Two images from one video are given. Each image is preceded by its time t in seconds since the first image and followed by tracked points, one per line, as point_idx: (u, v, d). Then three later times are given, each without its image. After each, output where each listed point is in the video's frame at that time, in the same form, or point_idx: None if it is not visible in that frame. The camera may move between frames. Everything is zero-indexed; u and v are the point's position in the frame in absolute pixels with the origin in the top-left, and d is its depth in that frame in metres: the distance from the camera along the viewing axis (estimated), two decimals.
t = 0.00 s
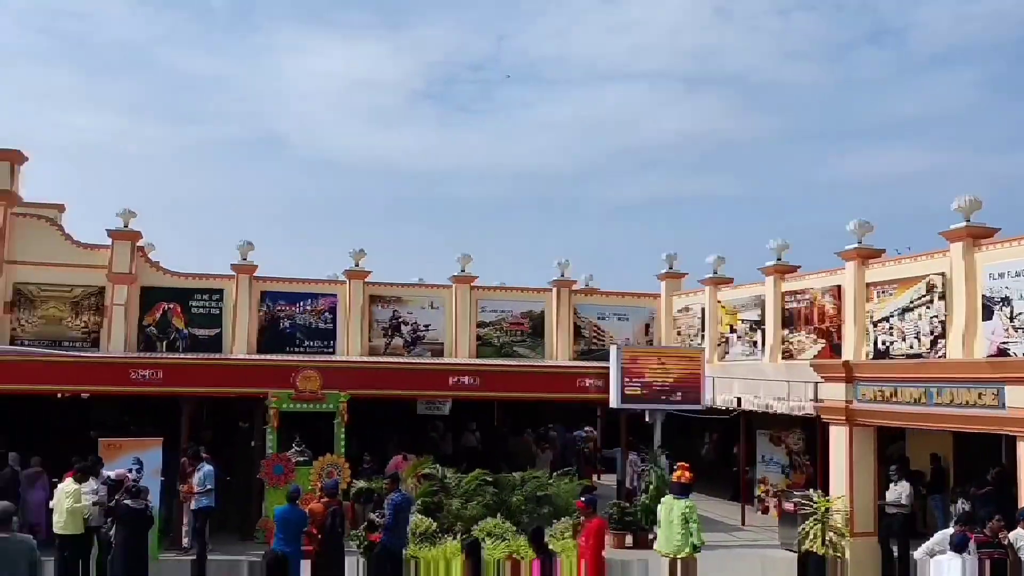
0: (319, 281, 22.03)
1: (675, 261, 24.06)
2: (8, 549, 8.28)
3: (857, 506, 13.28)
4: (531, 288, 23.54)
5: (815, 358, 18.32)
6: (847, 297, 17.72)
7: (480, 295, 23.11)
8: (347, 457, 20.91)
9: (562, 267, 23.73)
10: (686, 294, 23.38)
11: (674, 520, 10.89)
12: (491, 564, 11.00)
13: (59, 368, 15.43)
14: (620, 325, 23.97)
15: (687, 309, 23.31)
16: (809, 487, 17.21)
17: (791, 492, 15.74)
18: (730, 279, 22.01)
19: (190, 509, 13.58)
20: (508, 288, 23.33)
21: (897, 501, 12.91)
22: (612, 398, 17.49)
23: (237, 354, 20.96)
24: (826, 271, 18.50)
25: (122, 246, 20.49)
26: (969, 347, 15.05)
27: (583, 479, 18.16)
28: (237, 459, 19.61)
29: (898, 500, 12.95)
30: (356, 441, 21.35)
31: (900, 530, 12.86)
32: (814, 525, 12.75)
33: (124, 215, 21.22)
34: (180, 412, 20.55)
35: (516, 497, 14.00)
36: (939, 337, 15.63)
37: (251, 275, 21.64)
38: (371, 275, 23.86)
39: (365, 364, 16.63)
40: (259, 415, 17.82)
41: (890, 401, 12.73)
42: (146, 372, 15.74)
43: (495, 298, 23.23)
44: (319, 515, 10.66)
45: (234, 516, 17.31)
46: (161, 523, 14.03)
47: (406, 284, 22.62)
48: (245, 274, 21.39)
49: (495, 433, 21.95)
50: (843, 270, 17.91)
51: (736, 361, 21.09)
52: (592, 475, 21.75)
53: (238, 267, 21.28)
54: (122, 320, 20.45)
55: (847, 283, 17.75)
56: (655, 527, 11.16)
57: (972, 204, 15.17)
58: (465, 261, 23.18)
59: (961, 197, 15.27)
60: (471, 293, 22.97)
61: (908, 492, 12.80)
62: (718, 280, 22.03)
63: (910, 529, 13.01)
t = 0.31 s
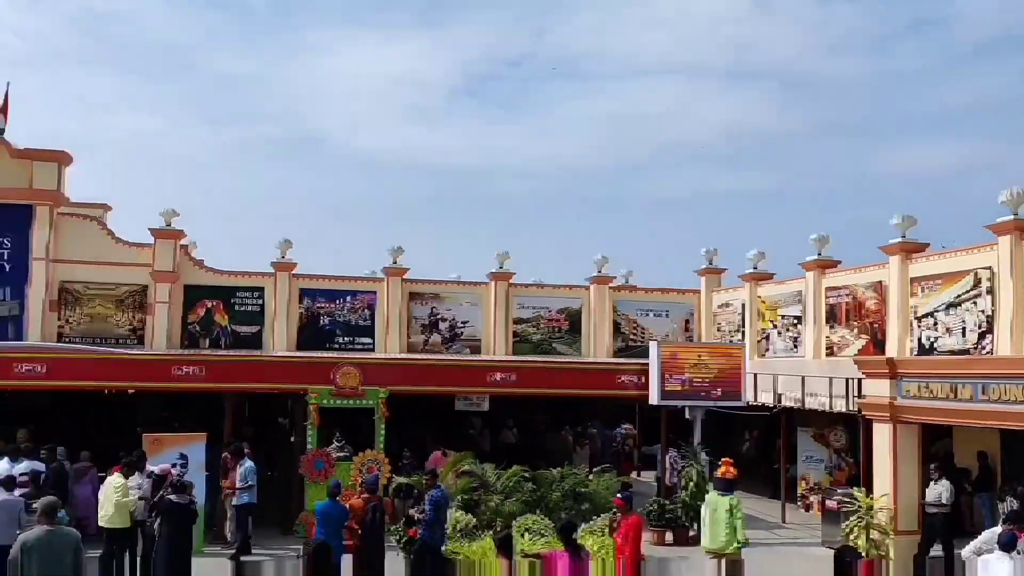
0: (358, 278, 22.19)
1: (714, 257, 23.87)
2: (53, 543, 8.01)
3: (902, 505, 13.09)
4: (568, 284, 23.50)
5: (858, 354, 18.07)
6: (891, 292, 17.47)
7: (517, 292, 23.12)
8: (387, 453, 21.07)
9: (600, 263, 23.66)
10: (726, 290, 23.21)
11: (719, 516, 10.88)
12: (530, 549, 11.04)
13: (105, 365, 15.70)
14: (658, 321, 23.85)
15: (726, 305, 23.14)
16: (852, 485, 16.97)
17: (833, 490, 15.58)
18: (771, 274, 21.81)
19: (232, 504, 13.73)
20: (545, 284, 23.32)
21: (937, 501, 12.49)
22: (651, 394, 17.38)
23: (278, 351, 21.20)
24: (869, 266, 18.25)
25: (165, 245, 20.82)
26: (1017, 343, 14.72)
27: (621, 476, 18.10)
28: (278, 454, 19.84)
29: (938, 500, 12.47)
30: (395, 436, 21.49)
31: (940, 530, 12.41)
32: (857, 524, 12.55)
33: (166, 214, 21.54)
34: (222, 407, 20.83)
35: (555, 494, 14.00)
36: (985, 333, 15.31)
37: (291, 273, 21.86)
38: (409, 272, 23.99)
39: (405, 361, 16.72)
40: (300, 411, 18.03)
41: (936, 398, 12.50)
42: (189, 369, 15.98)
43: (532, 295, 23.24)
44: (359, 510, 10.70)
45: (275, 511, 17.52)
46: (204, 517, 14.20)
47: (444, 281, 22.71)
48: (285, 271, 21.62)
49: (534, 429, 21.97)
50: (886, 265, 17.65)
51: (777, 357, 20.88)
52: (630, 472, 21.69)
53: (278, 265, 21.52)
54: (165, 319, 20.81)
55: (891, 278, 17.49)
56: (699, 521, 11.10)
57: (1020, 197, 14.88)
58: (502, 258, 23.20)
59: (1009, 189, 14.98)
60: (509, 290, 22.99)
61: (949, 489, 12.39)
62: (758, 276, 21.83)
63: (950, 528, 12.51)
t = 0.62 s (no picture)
0: (378, 276, 22.25)
1: (734, 254, 23.76)
2: (75, 539, 8.07)
3: (923, 503, 12.95)
4: (587, 282, 23.45)
5: (880, 351, 17.93)
6: (913, 289, 17.32)
7: (536, 289, 23.11)
8: (406, 450, 21.14)
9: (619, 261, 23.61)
10: (746, 287, 23.10)
11: (743, 512, 10.82)
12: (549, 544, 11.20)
13: (126, 362, 15.78)
14: (678, 318, 23.77)
15: (746, 302, 23.07)
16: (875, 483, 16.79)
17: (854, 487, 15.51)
18: (791, 271, 21.69)
19: (251, 501, 13.80)
20: (564, 282, 23.29)
21: (956, 500, 12.26)
22: (671, 392, 17.32)
23: (298, 348, 21.30)
24: (890, 263, 18.10)
25: (186, 243, 20.96)
26: None
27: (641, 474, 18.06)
28: (297, 451, 19.93)
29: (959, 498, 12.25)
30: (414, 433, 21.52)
31: (960, 529, 12.16)
32: (876, 522, 12.69)
33: (187, 213, 21.72)
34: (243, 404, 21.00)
35: (574, 492, 14.00)
36: (1009, 330, 15.08)
37: (310, 271, 21.96)
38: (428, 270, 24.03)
39: (424, 358, 16.76)
40: (320, 408, 18.11)
41: (960, 396, 12.36)
42: (210, 366, 16.05)
43: (551, 292, 23.22)
44: (379, 506, 10.70)
45: (295, 506, 17.63)
46: (225, 513, 14.30)
47: (463, 278, 22.74)
48: (305, 269, 21.72)
49: (553, 427, 21.96)
50: (908, 261, 17.50)
51: (798, 355, 20.75)
52: (649, 470, 21.63)
53: (298, 263, 21.62)
54: (187, 316, 20.94)
55: (913, 275, 17.33)
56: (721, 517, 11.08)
57: None
58: (521, 255, 23.19)
59: None
60: (527, 287, 22.98)
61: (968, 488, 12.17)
62: (778, 272, 21.72)
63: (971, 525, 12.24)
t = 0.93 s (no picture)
0: (405, 273, 22.33)
1: (763, 249, 23.59)
2: (107, 530, 8.18)
3: (955, 500, 12.85)
4: (614, 278, 23.37)
5: (911, 347, 17.68)
6: (945, 284, 17.06)
7: (563, 286, 23.07)
8: (434, 445, 21.23)
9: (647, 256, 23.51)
10: (776, 283, 22.93)
11: (776, 504, 10.76)
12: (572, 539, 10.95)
13: (157, 358, 15.96)
14: (706, 314, 23.64)
15: (776, 297, 23.00)
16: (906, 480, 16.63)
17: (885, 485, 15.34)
18: (821, 266, 21.50)
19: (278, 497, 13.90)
20: (591, 278, 23.24)
21: (982, 497, 12.05)
22: (699, 387, 17.22)
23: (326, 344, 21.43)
24: (922, 258, 17.87)
25: (216, 241, 21.14)
26: None
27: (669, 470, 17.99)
28: (326, 447, 20.09)
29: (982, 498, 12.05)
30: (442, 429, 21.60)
31: (986, 528, 11.97)
32: (909, 518, 12.37)
33: (217, 210, 21.93)
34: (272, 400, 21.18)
35: (601, 489, 13.98)
36: None
37: (338, 268, 22.08)
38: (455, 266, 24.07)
39: (451, 354, 16.80)
40: (348, 404, 18.24)
41: (992, 392, 12.18)
42: (240, 362, 16.22)
43: (578, 289, 23.17)
44: (407, 501, 10.74)
45: (324, 501, 17.76)
46: (254, 508, 14.44)
47: (490, 275, 22.76)
48: (333, 266, 21.84)
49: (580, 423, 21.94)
50: (941, 256, 17.24)
51: (828, 351, 20.55)
52: (677, 466, 21.56)
53: (326, 260, 21.74)
54: (217, 313, 21.13)
55: (945, 270, 17.08)
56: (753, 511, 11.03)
57: None
58: (548, 251, 23.14)
59: None
60: (554, 283, 22.95)
61: (994, 487, 11.99)
62: (808, 268, 21.54)
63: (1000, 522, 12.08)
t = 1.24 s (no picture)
0: (432, 269, 22.39)
1: (792, 243, 23.39)
2: (137, 524, 8.28)
3: (988, 497, 12.66)
4: (641, 274, 23.28)
5: (943, 341, 17.44)
6: (978, 277, 16.83)
7: (590, 281, 23.02)
8: (461, 440, 21.29)
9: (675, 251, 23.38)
10: (805, 278, 22.76)
11: (808, 500, 10.70)
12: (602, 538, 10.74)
13: (188, 353, 16.12)
14: (735, 309, 23.48)
15: (805, 292, 22.78)
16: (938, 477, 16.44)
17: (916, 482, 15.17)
18: (851, 261, 21.28)
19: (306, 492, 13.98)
20: (618, 273, 23.16)
21: (1008, 493, 11.76)
22: (728, 383, 17.13)
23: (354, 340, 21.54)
24: (955, 252, 17.62)
25: (245, 238, 21.35)
26: None
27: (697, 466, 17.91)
28: (354, 442, 20.22)
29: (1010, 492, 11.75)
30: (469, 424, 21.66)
31: (1012, 523, 11.59)
32: (941, 515, 12.28)
33: (245, 208, 22.11)
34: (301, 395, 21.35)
35: (630, 485, 13.91)
36: None
37: (366, 264, 22.17)
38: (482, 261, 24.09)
39: (478, 349, 16.82)
40: (376, 399, 18.33)
41: None
42: (269, 357, 16.29)
43: (605, 284, 23.10)
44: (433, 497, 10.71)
45: (352, 496, 17.88)
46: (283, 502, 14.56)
47: (516, 271, 22.76)
48: (360, 262, 21.93)
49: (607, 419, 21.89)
50: (973, 250, 17.00)
51: (859, 346, 20.33)
52: (706, 462, 21.46)
53: (353, 256, 21.84)
54: (246, 310, 21.31)
55: (978, 263, 16.85)
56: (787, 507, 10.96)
57: None
58: (575, 247, 23.09)
59: None
60: (581, 279, 22.91)
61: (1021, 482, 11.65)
62: (838, 262, 21.34)
63: None
